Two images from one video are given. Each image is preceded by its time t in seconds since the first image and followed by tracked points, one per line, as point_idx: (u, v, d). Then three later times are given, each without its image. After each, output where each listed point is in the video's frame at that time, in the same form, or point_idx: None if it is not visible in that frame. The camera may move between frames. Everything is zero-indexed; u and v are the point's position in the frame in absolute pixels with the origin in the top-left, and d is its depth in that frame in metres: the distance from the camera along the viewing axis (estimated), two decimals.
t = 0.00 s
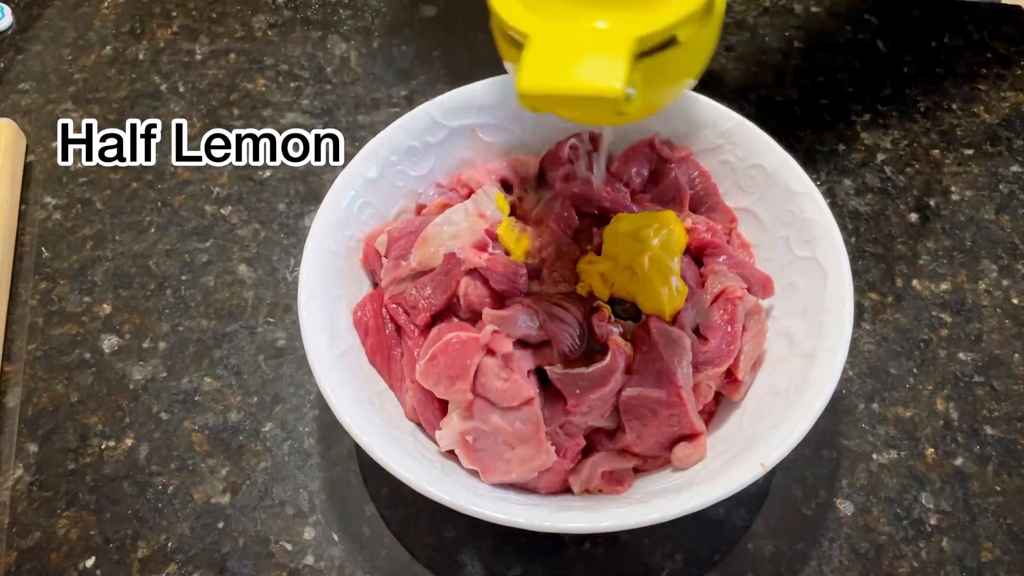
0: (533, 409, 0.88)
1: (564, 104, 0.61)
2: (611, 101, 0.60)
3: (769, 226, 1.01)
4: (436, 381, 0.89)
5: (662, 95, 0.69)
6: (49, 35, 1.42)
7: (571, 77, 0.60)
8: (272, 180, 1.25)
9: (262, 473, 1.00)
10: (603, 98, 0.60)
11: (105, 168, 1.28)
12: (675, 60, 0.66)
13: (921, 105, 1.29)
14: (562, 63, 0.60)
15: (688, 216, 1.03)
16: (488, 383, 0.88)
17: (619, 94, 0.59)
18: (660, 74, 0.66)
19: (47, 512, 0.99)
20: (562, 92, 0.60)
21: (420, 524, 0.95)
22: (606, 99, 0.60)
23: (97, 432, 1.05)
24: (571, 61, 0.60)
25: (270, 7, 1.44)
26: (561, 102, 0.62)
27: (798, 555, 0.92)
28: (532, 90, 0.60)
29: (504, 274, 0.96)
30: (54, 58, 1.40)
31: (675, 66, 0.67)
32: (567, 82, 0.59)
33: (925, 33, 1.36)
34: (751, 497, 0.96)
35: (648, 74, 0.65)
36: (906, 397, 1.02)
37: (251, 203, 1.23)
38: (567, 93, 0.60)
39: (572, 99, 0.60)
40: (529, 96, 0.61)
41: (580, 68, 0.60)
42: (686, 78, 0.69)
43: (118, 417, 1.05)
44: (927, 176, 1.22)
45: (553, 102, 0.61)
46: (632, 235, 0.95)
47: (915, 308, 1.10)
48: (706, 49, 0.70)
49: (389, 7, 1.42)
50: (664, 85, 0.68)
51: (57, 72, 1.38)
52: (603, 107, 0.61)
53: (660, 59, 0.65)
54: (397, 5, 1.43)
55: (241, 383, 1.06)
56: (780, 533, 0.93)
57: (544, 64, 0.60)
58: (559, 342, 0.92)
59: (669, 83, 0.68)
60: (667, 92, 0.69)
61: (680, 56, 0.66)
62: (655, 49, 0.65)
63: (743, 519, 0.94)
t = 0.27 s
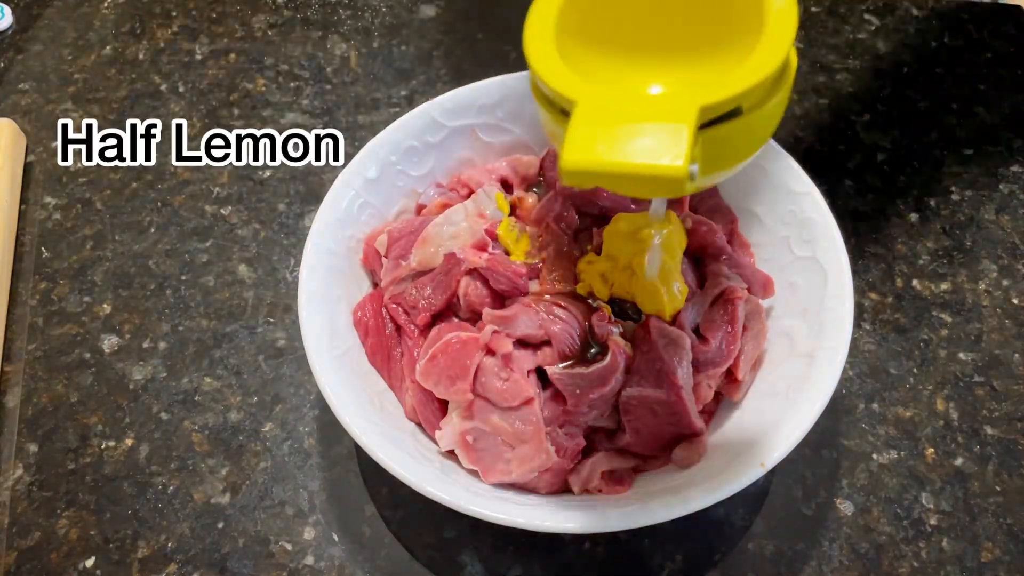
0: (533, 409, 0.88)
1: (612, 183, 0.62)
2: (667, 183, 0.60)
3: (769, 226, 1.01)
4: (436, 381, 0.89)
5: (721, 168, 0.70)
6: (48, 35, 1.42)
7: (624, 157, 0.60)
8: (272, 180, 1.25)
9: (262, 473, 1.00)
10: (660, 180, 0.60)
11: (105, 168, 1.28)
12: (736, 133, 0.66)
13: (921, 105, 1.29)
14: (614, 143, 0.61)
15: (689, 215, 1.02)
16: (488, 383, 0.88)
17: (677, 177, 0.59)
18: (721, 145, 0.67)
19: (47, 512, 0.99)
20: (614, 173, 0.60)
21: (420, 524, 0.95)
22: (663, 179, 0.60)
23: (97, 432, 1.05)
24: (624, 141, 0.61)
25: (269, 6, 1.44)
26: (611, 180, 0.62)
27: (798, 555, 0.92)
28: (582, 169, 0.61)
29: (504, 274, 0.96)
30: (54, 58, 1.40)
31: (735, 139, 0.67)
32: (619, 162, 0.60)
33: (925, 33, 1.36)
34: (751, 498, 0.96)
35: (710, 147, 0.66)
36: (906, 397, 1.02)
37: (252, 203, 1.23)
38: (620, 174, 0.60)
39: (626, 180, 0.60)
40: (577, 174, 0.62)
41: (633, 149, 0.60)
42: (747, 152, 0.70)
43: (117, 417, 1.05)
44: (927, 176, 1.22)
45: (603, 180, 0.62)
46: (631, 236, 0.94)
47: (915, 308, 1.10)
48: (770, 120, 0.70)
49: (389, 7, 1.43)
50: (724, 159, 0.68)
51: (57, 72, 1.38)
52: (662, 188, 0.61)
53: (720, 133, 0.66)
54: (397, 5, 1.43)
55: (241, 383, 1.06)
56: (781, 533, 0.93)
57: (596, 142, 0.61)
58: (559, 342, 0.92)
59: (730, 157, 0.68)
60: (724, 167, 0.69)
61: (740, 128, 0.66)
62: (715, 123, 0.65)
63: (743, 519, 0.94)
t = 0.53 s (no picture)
0: (534, 409, 0.88)
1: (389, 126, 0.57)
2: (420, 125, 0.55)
3: (769, 226, 1.01)
4: (436, 381, 0.89)
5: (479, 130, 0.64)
6: (48, 35, 1.43)
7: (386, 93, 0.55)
8: (271, 180, 1.25)
9: (262, 473, 1.00)
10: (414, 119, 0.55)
11: (105, 168, 1.28)
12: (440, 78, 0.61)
13: (921, 106, 1.29)
14: (381, 79, 0.56)
15: (688, 216, 1.03)
16: (489, 383, 0.89)
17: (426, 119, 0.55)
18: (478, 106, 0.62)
19: (47, 512, 0.99)
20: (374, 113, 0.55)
21: (420, 524, 0.95)
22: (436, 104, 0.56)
23: (97, 432, 1.05)
24: (412, 79, 0.56)
25: (270, 7, 1.44)
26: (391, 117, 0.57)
27: (798, 555, 0.92)
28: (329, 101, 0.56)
29: (504, 274, 0.97)
30: (54, 58, 1.40)
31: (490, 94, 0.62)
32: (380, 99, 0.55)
33: (925, 33, 1.36)
34: (752, 498, 0.96)
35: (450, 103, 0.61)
36: (906, 398, 1.02)
37: (251, 203, 1.23)
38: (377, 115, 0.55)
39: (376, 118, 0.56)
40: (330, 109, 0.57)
41: (405, 86, 0.55)
42: (548, 101, 0.65)
43: (118, 417, 1.05)
44: (927, 176, 1.22)
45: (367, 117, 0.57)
46: (631, 236, 0.96)
47: (915, 309, 1.10)
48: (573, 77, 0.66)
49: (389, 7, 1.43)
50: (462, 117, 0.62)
51: (56, 72, 1.38)
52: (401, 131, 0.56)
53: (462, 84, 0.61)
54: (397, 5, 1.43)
55: (241, 383, 1.06)
56: (781, 533, 0.93)
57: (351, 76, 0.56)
58: (559, 341, 0.92)
59: (510, 115, 0.64)
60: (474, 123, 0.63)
61: (553, 76, 0.63)
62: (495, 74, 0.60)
63: (743, 519, 0.94)
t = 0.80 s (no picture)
0: (533, 409, 0.88)
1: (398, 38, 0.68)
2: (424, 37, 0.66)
3: (769, 226, 1.01)
4: (436, 381, 0.89)
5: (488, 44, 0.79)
6: (48, 35, 1.43)
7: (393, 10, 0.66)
8: (271, 180, 1.25)
9: (262, 473, 1.00)
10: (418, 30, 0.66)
11: (105, 168, 1.28)
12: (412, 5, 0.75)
13: (921, 106, 1.29)
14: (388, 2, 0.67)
15: (688, 215, 1.03)
16: (488, 383, 0.89)
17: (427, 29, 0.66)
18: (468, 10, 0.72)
19: (47, 512, 0.99)
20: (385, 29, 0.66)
21: (420, 525, 0.95)
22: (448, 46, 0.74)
23: (97, 432, 1.05)
24: None
25: (270, 6, 1.44)
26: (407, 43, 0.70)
27: (798, 555, 0.92)
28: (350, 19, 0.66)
29: (504, 274, 0.96)
30: (54, 58, 1.40)
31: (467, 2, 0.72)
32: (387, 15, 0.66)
33: (925, 33, 1.36)
34: (752, 498, 0.96)
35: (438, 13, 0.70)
36: (906, 397, 1.02)
37: (252, 202, 1.23)
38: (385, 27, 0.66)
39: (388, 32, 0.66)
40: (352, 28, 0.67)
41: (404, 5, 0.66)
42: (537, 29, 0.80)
43: (118, 417, 1.05)
44: (927, 175, 1.22)
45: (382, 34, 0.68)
46: (631, 235, 0.96)
47: (915, 309, 1.10)
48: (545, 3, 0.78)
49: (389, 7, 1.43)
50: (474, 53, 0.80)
51: (56, 72, 1.39)
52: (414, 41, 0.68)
53: None
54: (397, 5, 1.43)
55: (241, 383, 1.06)
56: (781, 534, 0.93)
57: None
58: (558, 341, 0.93)
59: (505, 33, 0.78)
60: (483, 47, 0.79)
61: None
62: None
63: (743, 519, 0.94)
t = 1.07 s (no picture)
0: (533, 409, 0.88)
1: (585, 80, 0.64)
2: (617, 76, 0.62)
3: (769, 226, 1.01)
4: (436, 381, 0.89)
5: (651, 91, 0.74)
6: (48, 35, 1.43)
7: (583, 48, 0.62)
8: (272, 180, 1.25)
9: (262, 473, 1.00)
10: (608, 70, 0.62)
11: (105, 168, 1.28)
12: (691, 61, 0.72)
13: (921, 106, 1.29)
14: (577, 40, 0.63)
15: (688, 215, 1.03)
16: (488, 383, 0.88)
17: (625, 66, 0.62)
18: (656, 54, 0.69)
19: (47, 512, 0.99)
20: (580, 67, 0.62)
21: (420, 525, 0.95)
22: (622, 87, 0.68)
23: (97, 432, 1.05)
24: (602, 35, 0.63)
25: (269, 6, 1.44)
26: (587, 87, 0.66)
27: (798, 555, 0.92)
28: (539, 60, 0.63)
29: (504, 274, 0.96)
30: (54, 58, 1.40)
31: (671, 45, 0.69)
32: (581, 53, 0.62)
33: (925, 33, 1.36)
34: (751, 498, 0.96)
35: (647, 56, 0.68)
36: (906, 397, 1.02)
37: (252, 203, 1.23)
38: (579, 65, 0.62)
39: (578, 73, 0.63)
40: (540, 66, 0.63)
41: (601, 42, 0.63)
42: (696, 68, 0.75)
43: (118, 417, 1.05)
44: (927, 175, 1.22)
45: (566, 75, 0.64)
46: (631, 235, 0.95)
47: (915, 309, 1.10)
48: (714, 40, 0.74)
49: (389, 7, 1.43)
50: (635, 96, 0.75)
51: (56, 72, 1.39)
52: (604, 82, 0.64)
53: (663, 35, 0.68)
54: (397, 5, 1.43)
55: (241, 383, 1.06)
56: (781, 533, 0.93)
57: (555, 38, 0.63)
58: (558, 341, 0.93)
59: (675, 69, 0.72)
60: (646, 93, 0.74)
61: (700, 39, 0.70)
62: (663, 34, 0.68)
63: (743, 519, 0.94)
